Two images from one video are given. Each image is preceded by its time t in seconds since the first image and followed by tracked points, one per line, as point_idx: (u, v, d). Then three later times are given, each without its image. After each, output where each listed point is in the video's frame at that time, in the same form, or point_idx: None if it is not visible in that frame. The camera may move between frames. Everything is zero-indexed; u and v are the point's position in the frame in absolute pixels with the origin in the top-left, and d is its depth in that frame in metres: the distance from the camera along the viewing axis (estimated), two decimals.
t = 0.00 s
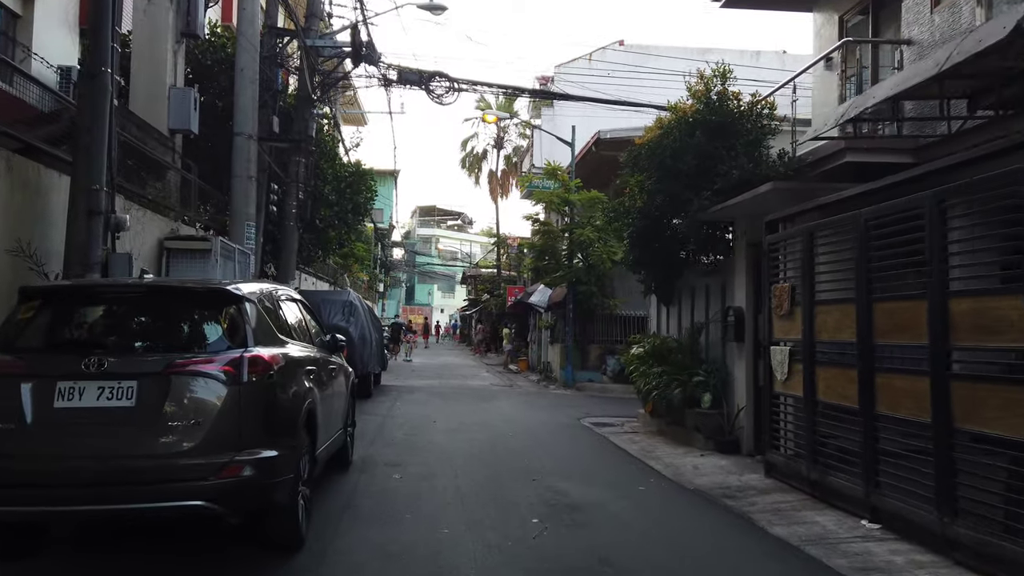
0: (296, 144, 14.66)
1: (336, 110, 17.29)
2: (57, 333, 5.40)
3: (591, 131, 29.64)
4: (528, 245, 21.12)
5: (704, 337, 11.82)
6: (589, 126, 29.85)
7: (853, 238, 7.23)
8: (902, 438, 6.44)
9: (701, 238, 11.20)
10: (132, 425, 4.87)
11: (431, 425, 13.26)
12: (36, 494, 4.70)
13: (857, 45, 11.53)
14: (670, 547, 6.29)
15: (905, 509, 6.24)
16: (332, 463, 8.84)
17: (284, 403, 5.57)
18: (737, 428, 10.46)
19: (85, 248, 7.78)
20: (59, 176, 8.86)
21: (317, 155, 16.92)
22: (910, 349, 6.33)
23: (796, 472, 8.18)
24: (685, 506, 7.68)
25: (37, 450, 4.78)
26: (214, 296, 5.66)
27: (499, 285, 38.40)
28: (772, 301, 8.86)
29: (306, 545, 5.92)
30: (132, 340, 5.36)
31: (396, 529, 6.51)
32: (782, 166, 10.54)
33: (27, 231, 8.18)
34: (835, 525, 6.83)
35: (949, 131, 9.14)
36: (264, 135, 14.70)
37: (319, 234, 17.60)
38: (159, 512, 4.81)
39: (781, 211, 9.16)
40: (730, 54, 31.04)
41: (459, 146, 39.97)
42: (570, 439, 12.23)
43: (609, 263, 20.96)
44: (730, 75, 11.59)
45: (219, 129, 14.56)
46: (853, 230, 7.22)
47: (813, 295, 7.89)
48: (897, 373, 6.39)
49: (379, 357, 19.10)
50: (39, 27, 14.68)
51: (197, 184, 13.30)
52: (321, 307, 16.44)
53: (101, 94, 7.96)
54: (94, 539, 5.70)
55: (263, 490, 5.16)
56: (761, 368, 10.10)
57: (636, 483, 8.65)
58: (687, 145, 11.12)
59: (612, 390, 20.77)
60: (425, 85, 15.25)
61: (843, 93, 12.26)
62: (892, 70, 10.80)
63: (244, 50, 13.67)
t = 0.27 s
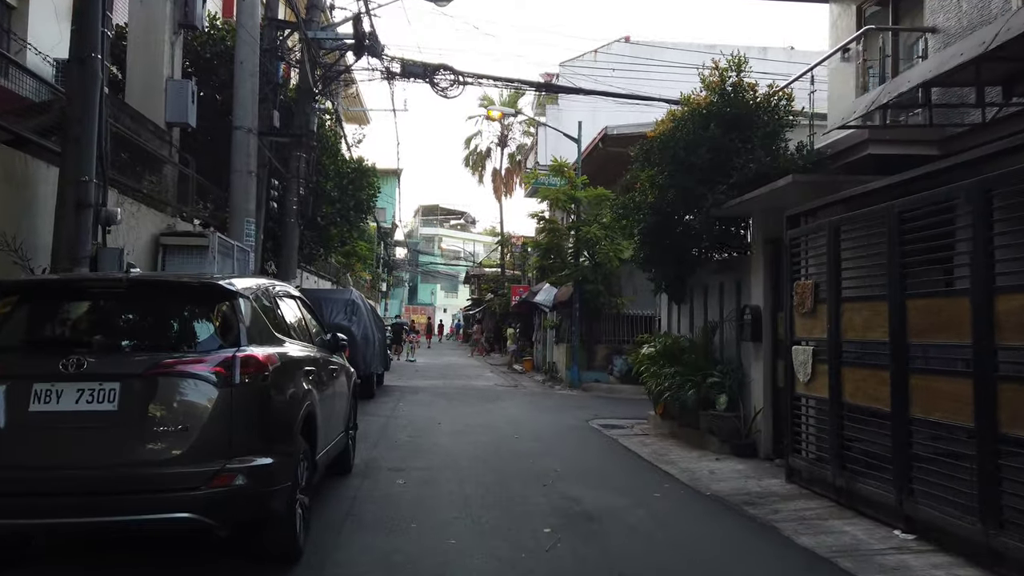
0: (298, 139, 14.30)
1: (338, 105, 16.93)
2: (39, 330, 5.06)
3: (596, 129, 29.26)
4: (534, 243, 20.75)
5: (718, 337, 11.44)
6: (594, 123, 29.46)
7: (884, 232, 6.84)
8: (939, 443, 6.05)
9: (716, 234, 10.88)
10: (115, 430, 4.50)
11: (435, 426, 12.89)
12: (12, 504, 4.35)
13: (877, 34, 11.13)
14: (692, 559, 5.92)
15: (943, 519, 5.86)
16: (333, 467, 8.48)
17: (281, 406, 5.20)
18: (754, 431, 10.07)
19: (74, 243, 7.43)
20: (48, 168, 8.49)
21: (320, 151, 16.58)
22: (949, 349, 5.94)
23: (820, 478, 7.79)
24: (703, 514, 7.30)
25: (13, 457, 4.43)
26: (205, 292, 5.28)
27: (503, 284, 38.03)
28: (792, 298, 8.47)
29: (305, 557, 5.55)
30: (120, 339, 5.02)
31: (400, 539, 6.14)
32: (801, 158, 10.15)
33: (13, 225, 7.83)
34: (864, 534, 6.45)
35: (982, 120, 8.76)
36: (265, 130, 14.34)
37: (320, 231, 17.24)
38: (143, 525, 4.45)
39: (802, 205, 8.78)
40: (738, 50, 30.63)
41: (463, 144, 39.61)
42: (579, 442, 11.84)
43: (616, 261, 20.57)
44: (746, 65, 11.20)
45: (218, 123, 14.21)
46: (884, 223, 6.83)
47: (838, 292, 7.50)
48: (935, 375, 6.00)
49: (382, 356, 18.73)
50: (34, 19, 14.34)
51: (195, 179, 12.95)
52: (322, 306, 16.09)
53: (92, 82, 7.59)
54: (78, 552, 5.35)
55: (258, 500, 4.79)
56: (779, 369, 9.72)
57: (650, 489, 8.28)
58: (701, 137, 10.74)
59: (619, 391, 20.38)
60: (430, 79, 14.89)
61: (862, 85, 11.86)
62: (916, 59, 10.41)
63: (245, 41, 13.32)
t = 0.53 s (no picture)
0: (297, 132, 13.88)
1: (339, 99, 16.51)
2: (11, 329, 4.66)
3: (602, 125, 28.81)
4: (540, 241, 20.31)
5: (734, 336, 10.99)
6: (600, 119, 29.00)
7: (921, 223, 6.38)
8: (986, 451, 5.60)
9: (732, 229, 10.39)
10: (87, 440, 4.07)
11: (440, 429, 12.46)
12: None
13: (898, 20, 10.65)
14: None
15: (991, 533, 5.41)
16: (332, 474, 8.05)
17: (272, 412, 4.77)
18: (773, 434, 9.62)
19: (58, 237, 7.00)
20: (32, 158, 8.08)
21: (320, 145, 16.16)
22: (997, 349, 5.48)
23: (848, 486, 7.33)
24: (726, 525, 6.86)
25: None
26: (191, 288, 4.84)
27: (507, 283, 37.59)
28: (817, 295, 8.01)
29: None
30: (98, 338, 4.60)
31: (403, 554, 5.70)
32: (823, 149, 9.69)
33: None
34: (902, 548, 6.00)
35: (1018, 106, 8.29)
36: (263, 123, 13.93)
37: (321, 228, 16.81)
38: (119, 545, 4.03)
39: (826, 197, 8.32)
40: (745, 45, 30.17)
41: (466, 141, 39.18)
42: (588, 445, 11.41)
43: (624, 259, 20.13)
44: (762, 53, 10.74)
45: (216, 116, 13.80)
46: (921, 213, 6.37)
47: (869, 289, 7.04)
48: (981, 377, 5.55)
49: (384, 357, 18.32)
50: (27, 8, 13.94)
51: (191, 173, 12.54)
52: (323, 305, 15.66)
53: (77, 65, 7.17)
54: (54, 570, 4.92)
55: (246, 516, 4.36)
56: (801, 369, 9.26)
57: (667, 497, 7.84)
58: (717, 128, 10.29)
59: (627, 391, 19.93)
60: (433, 70, 14.45)
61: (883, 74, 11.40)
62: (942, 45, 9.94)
63: (242, 31, 12.91)
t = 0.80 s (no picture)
0: (299, 125, 13.51)
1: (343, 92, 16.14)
2: None
3: (609, 121, 28.41)
4: (547, 238, 19.92)
5: (753, 334, 10.60)
6: (607, 115, 28.60)
7: (966, 212, 5.98)
8: None
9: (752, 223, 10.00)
10: (68, 446, 3.71)
11: (447, 430, 12.07)
12: None
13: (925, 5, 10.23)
14: None
15: None
16: (337, 478, 7.67)
17: (273, 415, 4.39)
18: (796, 436, 9.21)
19: (47, 228, 6.65)
20: (21, 147, 7.73)
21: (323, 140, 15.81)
22: None
23: (882, 492, 6.93)
24: (754, 533, 6.47)
25: None
26: (185, 279, 4.46)
27: (512, 281, 37.22)
28: (847, 290, 7.61)
29: None
30: (86, 334, 4.24)
31: (413, 566, 5.32)
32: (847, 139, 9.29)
33: None
34: (946, 559, 5.60)
35: None
36: (265, 116, 13.57)
37: (324, 224, 16.45)
38: (103, 562, 3.66)
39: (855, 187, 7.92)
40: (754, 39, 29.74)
41: (471, 139, 38.82)
42: (601, 447, 11.02)
43: (632, 256, 19.74)
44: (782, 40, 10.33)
45: (217, 109, 13.44)
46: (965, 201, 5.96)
47: (905, 283, 6.64)
48: None
49: (389, 356, 17.94)
50: None
51: (191, 166, 12.18)
52: (327, 303, 15.30)
53: (66, 48, 6.79)
54: None
55: (244, 529, 3.99)
56: (825, 369, 8.87)
57: (689, 503, 7.45)
58: (735, 117, 9.89)
59: (636, 391, 19.54)
60: (439, 61, 14.06)
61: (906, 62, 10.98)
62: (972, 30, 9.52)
63: (243, 21, 12.55)
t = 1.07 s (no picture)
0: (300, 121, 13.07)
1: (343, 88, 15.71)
2: None
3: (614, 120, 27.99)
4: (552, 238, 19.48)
5: (772, 338, 10.15)
6: (612, 113, 28.17)
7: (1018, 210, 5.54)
8: None
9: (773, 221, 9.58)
10: (34, 473, 3.28)
11: (452, 437, 11.64)
12: None
13: None
14: None
15: None
16: (340, 492, 7.24)
17: (269, 433, 3.96)
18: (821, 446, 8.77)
19: (29, 227, 6.22)
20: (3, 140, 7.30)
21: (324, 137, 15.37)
22: None
23: (921, 508, 6.50)
24: (786, 553, 6.03)
25: None
26: (170, 281, 3.99)
27: (515, 282, 36.77)
28: (880, 293, 7.17)
29: None
30: (64, 343, 3.84)
31: None
32: (874, 133, 8.85)
33: None
34: None
35: None
36: (264, 111, 13.14)
37: (325, 224, 16.01)
38: None
39: (888, 183, 7.46)
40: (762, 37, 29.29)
41: (474, 138, 38.43)
42: (613, 457, 10.59)
43: (640, 256, 19.30)
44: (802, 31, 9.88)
45: (214, 104, 13.02)
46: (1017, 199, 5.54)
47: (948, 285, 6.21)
48: None
49: (391, 359, 17.49)
50: None
51: (186, 163, 11.75)
52: (328, 305, 14.87)
53: (50, 35, 6.35)
54: None
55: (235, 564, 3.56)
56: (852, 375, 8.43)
57: (713, 519, 7.01)
58: (756, 112, 9.46)
59: (644, 395, 19.10)
60: (444, 55, 13.63)
61: (932, 53, 10.52)
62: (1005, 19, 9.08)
63: (242, 13, 12.12)
